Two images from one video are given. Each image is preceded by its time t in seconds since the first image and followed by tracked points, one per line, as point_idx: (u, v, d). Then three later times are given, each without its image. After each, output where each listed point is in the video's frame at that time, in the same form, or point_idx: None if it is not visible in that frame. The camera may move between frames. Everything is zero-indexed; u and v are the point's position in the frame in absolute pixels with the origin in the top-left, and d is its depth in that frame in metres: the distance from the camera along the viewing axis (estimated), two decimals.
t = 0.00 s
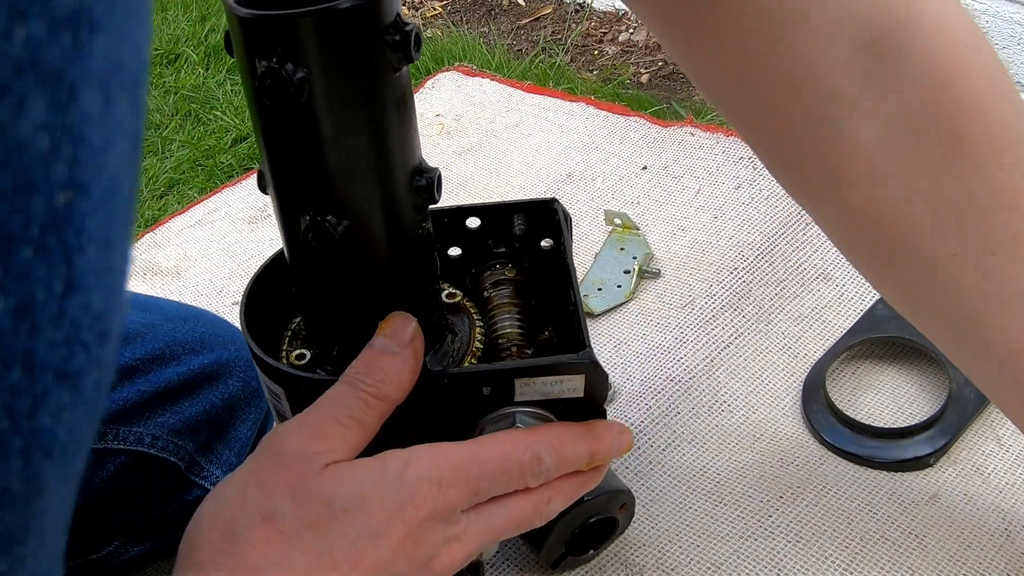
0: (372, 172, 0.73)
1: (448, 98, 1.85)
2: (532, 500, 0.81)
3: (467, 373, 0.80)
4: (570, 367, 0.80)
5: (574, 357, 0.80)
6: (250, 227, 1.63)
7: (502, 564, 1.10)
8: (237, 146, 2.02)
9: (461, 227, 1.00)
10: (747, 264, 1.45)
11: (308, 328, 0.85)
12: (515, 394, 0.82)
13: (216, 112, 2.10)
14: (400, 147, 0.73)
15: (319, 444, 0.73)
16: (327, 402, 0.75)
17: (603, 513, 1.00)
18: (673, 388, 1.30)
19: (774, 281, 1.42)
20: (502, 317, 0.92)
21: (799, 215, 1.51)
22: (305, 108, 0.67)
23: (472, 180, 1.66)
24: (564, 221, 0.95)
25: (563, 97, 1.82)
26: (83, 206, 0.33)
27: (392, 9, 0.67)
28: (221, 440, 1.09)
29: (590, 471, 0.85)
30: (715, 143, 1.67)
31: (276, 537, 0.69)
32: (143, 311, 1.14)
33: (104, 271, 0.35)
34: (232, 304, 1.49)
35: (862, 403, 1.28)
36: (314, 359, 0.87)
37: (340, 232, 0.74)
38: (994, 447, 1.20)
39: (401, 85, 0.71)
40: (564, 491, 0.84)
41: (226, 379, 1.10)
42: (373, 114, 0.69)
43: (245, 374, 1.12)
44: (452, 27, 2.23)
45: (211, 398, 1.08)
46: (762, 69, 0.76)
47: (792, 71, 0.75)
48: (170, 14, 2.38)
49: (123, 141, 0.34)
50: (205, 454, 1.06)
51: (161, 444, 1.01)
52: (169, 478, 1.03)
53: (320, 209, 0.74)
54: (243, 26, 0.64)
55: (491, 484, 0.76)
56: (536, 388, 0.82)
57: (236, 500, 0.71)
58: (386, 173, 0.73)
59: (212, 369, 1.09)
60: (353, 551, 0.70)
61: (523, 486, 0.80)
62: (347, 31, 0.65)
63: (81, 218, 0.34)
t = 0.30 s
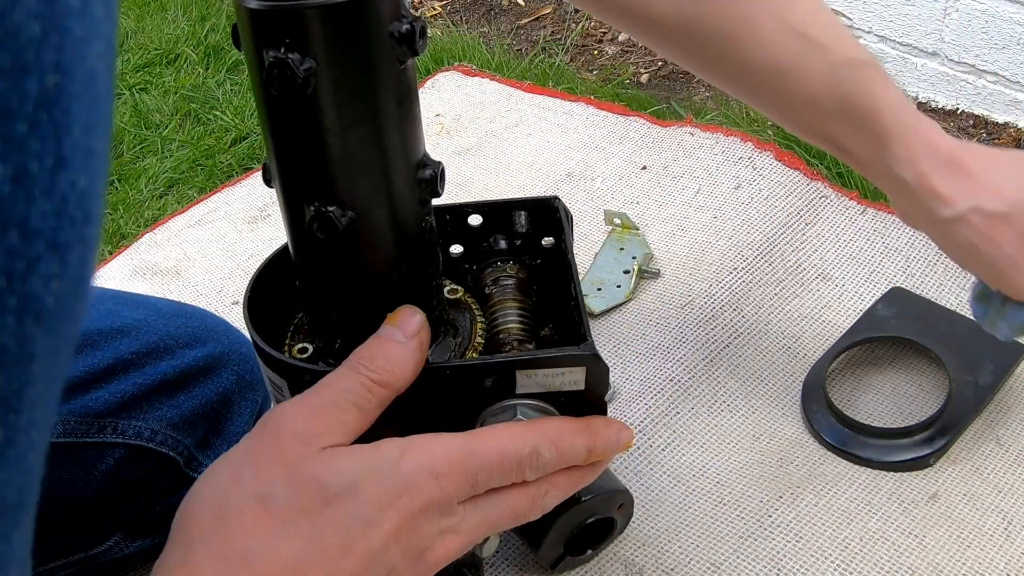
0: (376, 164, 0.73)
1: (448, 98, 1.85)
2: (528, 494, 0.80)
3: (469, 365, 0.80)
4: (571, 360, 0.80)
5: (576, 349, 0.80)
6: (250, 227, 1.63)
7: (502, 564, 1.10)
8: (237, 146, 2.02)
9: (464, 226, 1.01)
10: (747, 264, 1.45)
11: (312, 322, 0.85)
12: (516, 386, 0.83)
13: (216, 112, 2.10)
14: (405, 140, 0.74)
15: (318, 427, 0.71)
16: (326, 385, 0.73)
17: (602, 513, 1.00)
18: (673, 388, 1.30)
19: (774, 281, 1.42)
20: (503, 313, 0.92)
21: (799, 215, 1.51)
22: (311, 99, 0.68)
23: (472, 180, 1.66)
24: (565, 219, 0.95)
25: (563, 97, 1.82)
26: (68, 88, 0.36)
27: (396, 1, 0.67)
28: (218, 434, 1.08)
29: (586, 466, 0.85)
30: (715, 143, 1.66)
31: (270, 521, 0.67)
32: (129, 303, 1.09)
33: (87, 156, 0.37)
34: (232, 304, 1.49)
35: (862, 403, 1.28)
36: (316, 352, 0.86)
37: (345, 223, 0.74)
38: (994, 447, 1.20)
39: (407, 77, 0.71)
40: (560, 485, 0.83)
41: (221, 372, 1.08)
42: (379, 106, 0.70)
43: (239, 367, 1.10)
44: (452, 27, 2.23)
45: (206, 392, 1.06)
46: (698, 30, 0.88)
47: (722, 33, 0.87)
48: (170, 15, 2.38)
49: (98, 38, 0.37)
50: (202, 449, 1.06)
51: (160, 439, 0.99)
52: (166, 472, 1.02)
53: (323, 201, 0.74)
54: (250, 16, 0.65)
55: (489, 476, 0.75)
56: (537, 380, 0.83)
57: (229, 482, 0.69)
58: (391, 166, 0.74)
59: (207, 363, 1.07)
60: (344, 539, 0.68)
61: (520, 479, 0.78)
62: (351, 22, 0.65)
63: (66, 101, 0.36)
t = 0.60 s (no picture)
0: (378, 161, 0.73)
1: (448, 98, 1.85)
2: (520, 493, 0.80)
3: (472, 360, 0.80)
4: (573, 354, 0.81)
5: (578, 345, 0.81)
6: (250, 227, 1.63)
7: (502, 564, 1.10)
8: (236, 147, 2.02)
9: (465, 225, 1.01)
10: (747, 264, 1.45)
11: (315, 317, 0.85)
12: (518, 381, 0.83)
13: (216, 112, 2.10)
14: (407, 138, 0.74)
15: (313, 412, 0.70)
16: (326, 373, 0.72)
17: (602, 513, 1.00)
18: (673, 388, 1.30)
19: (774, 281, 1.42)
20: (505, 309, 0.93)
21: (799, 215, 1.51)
22: (315, 94, 0.68)
23: (472, 180, 1.66)
24: (566, 217, 0.95)
25: (563, 97, 1.82)
26: None
27: None
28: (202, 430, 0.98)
29: (575, 471, 0.84)
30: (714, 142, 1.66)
31: (258, 505, 0.68)
32: (111, 302, 0.98)
33: None
34: (232, 304, 1.49)
35: (862, 403, 1.28)
36: (319, 348, 0.87)
37: (348, 218, 0.74)
38: (993, 447, 1.20)
39: (411, 74, 0.71)
40: (553, 485, 0.82)
41: (205, 368, 0.98)
42: (382, 102, 0.70)
43: (225, 362, 1.00)
44: (452, 27, 2.23)
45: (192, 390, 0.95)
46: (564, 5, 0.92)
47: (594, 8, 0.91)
48: (170, 15, 2.38)
49: None
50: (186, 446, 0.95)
51: (143, 437, 0.88)
52: (151, 472, 0.91)
53: (325, 196, 0.74)
54: (256, 11, 0.65)
55: (481, 474, 0.74)
56: (539, 374, 0.83)
57: (219, 463, 0.69)
58: (393, 163, 0.74)
59: (192, 359, 0.96)
60: (329, 527, 0.69)
61: (512, 479, 0.78)
62: (356, 18, 0.65)
63: None
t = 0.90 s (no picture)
0: (378, 159, 0.73)
1: (448, 98, 1.85)
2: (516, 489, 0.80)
3: (471, 356, 0.80)
4: (571, 351, 0.81)
5: (576, 341, 0.81)
6: (250, 227, 1.63)
7: (502, 564, 1.10)
8: (236, 147, 2.02)
9: (464, 224, 1.01)
10: (747, 264, 1.45)
11: (315, 314, 0.85)
12: (517, 377, 0.83)
13: (216, 112, 2.10)
14: (407, 135, 0.74)
15: (309, 407, 0.70)
16: (324, 367, 0.72)
17: (602, 513, 1.00)
18: (673, 388, 1.30)
19: (774, 282, 1.42)
20: (503, 308, 0.92)
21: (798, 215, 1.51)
22: (314, 91, 0.68)
23: (472, 180, 1.66)
24: (565, 215, 0.95)
25: (563, 97, 1.82)
26: None
27: None
28: (199, 429, 0.96)
29: (575, 466, 0.84)
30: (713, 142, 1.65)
31: (252, 499, 0.67)
32: (109, 302, 0.99)
33: None
34: (232, 304, 1.49)
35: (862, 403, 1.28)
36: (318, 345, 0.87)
37: (347, 214, 0.74)
38: (994, 447, 1.20)
39: (410, 72, 0.71)
40: (549, 482, 0.83)
41: (202, 368, 0.98)
42: (381, 100, 0.70)
43: (224, 362, 1.00)
44: (452, 27, 2.23)
45: (188, 388, 0.95)
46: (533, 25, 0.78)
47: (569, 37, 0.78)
48: (171, 15, 2.38)
49: None
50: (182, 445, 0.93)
51: (138, 434, 0.88)
52: (148, 469, 0.90)
53: (325, 193, 0.74)
54: (256, 8, 0.65)
55: (478, 467, 0.74)
56: (538, 371, 0.83)
57: (216, 456, 0.69)
58: (392, 160, 0.74)
59: (189, 358, 0.96)
60: (325, 520, 0.69)
61: (509, 475, 0.78)
62: (356, 14, 0.65)
63: None
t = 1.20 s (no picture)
0: (374, 162, 0.73)
1: (448, 99, 1.85)
2: (515, 492, 0.79)
3: (468, 361, 0.80)
4: (570, 354, 0.81)
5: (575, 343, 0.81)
6: (250, 226, 1.63)
7: (501, 564, 1.10)
8: (237, 146, 2.02)
9: (462, 224, 1.01)
10: (746, 264, 1.45)
11: (312, 317, 0.85)
12: (515, 381, 0.83)
13: (216, 112, 2.10)
14: (403, 137, 0.74)
15: (307, 412, 0.70)
16: (320, 371, 0.72)
17: (602, 513, 1.01)
18: (672, 388, 1.30)
19: (774, 282, 1.42)
20: (502, 310, 0.92)
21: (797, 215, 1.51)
22: (309, 94, 0.68)
23: (472, 180, 1.66)
24: (564, 217, 0.95)
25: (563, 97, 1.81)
26: None
27: None
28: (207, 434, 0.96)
29: (574, 470, 0.84)
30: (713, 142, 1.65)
31: (251, 504, 0.67)
32: (116, 304, 0.98)
33: None
34: (232, 304, 1.49)
35: (862, 403, 1.28)
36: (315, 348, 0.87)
37: (343, 219, 0.74)
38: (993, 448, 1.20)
39: (405, 76, 0.71)
40: (548, 485, 0.83)
41: (210, 372, 0.98)
42: (377, 103, 0.70)
43: (230, 365, 1.00)
44: (452, 27, 2.23)
45: (196, 393, 0.95)
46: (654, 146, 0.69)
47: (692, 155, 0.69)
48: (171, 15, 2.38)
49: None
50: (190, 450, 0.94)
51: (147, 439, 0.88)
52: (156, 473, 0.90)
53: (322, 196, 0.74)
54: (250, 13, 0.65)
55: (476, 472, 0.74)
56: (537, 374, 0.83)
57: (214, 461, 0.69)
58: (389, 163, 0.74)
59: (197, 362, 0.96)
60: (324, 525, 0.69)
61: (508, 479, 0.78)
62: (349, 16, 0.65)
63: None
